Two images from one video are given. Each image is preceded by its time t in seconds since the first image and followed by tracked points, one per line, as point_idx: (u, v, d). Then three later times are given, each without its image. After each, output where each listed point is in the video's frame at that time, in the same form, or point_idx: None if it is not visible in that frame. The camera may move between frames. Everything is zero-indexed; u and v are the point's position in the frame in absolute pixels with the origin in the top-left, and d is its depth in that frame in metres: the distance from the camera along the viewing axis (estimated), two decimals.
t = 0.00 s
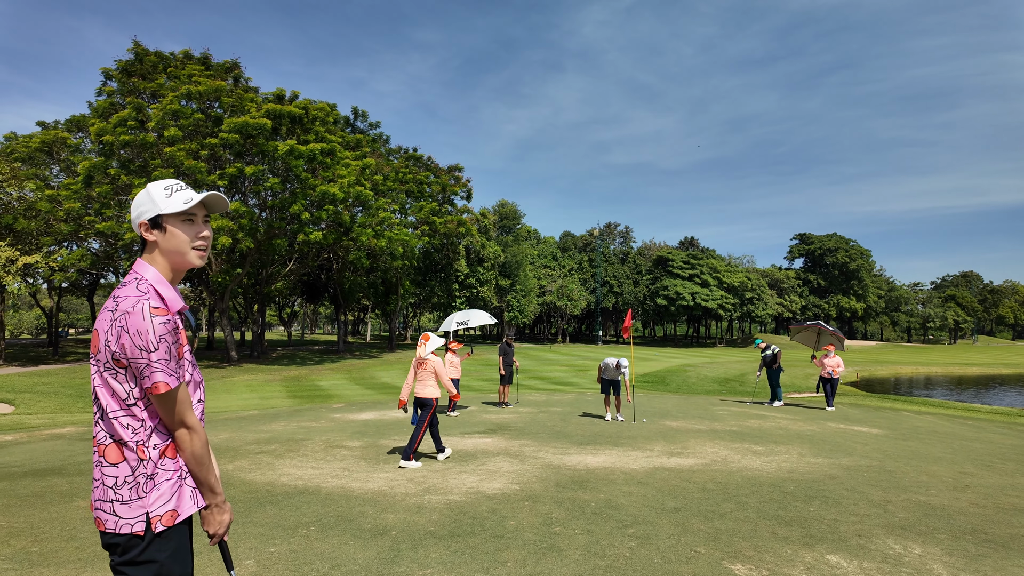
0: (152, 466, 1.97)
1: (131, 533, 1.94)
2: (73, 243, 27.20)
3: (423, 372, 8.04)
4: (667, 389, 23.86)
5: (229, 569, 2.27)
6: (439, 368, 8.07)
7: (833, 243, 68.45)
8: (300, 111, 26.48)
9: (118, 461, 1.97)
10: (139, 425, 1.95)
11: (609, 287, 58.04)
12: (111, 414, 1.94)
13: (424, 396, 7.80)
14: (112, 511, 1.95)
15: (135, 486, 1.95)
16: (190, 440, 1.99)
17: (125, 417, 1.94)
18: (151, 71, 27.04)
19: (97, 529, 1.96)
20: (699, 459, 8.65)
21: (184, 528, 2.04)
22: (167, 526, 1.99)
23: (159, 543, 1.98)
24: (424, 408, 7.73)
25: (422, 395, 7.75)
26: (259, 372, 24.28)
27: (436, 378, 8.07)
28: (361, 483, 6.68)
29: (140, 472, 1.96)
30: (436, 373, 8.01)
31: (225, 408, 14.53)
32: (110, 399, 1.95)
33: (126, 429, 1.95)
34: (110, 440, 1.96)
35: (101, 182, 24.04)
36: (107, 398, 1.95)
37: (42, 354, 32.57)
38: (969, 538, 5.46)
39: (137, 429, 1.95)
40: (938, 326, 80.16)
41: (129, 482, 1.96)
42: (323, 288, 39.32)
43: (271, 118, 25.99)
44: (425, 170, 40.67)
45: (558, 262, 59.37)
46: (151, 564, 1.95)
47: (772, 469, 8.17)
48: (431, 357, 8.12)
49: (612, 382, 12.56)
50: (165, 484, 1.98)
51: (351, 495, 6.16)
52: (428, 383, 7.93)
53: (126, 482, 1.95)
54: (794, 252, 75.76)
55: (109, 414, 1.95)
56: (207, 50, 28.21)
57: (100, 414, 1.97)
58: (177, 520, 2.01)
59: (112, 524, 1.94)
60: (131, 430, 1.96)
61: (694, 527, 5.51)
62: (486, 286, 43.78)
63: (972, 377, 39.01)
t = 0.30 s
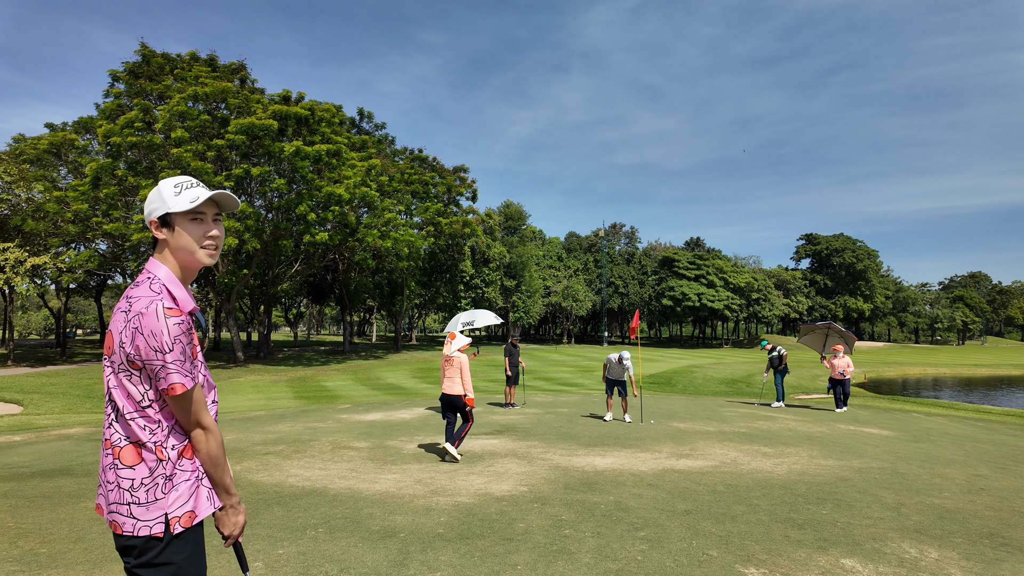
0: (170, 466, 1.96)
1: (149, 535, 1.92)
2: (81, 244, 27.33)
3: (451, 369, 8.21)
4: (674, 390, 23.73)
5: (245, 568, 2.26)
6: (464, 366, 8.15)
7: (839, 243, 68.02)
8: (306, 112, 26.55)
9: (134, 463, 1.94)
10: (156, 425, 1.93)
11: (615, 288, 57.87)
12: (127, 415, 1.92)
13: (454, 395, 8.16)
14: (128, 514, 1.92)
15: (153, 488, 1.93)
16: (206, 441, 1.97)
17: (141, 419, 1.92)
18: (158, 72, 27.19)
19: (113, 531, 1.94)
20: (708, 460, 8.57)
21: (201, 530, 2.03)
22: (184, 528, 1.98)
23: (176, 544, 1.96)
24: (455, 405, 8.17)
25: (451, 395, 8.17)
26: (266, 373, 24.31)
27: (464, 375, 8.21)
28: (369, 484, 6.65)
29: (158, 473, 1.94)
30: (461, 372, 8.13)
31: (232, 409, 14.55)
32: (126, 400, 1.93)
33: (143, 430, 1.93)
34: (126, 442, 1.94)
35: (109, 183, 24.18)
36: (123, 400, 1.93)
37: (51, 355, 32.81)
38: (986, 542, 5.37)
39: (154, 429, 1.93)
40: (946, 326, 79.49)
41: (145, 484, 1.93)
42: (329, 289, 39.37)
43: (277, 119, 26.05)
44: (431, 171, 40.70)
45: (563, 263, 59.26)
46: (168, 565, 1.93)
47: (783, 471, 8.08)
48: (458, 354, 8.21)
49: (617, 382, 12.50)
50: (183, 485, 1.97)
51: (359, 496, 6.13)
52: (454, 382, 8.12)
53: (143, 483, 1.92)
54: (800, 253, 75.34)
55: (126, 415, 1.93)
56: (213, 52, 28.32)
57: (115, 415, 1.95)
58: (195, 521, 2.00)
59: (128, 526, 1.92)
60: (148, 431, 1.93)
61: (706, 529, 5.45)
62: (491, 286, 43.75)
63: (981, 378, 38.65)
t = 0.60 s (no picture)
0: (190, 471, 1.90)
1: (169, 542, 1.87)
2: (90, 244, 27.48)
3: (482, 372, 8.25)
4: (683, 391, 23.58)
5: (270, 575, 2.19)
6: (492, 371, 8.08)
7: (848, 243, 67.52)
8: (314, 113, 26.62)
9: (155, 467, 1.90)
10: (175, 429, 1.87)
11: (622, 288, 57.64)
12: (146, 419, 1.87)
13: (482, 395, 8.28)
14: (148, 520, 1.88)
15: (173, 493, 1.88)
16: (227, 445, 1.90)
17: (160, 423, 1.86)
18: (167, 74, 27.36)
19: (133, 538, 1.89)
20: (722, 462, 8.46)
21: (221, 536, 1.98)
22: (204, 535, 1.92)
23: (195, 552, 1.91)
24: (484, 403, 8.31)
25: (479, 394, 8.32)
26: (274, 373, 24.35)
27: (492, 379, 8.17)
28: (381, 485, 6.60)
29: (178, 478, 1.88)
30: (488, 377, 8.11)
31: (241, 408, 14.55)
32: (144, 404, 1.88)
33: (162, 434, 1.87)
34: (147, 444, 1.89)
35: (118, 183, 24.32)
36: (141, 404, 1.88)
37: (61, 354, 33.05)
38: (1011, 548, 5.26)
39: (174, 433, 1.88)
40: (956, 327, 78.75)
41: (165, 489, 1.88)
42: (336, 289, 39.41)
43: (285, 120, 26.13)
44: (438, 171, 40.73)
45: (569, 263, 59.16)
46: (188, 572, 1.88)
47: (798, 474, 7.96)
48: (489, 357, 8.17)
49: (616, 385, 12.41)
50: (202, 492, 1.92)
51: (372, 498, 6.08)
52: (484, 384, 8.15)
53: (163, 489, 1.87)
54: (809, 253, 74.82)
55: (144, 419, 1.88)
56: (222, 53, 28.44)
57: (136, 418, 1.90)
58: (215, 528, 1.94)
59: (148, 533, 1.88)
60: (168, 435, 1.88)
61: (724, 533, 5.35)
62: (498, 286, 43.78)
63: (993, 379, 38.25)
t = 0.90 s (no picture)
0: (230, 480, 1.86)
1: (209, 552, 1.84)
2: (113, 246, 27.97)
3: (526, 371, 8.75)
4: (702, 392, 23.30)
5: None
6: (539, 367, 8.67)
7: (869, 242, 66.29)
8: (331, 114, 26.83)
9: (195, 475, 1.86)
10: (215, 436, 1.83)
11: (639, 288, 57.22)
12: (186, 425, 1.83)
13: (528, 393, 8.69)
14: (188, 529, 1.84)
15: (213, 502, 1.84)
16: (266, 453, 1.86)
17: (201, 430, 1.82)
18: (187, 77, 27.73)
19: (173, 546, 1.87)
20: (748, 466, 8.30)
21: (261, 545, 1.94)
22: (245, 545, 1.89)
23: (236, 562, 1.88)
24: (529, 403, 8.69)
25: (525, 393, 8.71)
26: (292, 373, 24.56)
27: (539, 376, 8.74)
28: (404, 487, 6.57)
29: (218, 486, 1.85)
30: (536, 373, 8.67)
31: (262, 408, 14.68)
32: (184, 409, 1.84)
33: (202, 440, 1.83)
34: (188, 450, 1.85)
35: (140, 186, 24.73)
36: (181, 410, 1.85)
37: (85, 354, 33.70)
38: None
39: (213, 440, 1.84)
40: (981, 327, 76.91)
41: (205, 498, 1.85)
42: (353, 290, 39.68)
43: (304, 121, 26.38)
44: (453, 172, 40.81)
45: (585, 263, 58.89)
46: None
47: (828, 478, 7.78)
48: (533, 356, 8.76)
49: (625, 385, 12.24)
50: (243, 500, 1.88)
51: (396, 500, 6.06)
52: (530, 383, 8.63)
53: (204, 497, 1.84)
54: (828, 252, 73.61)
55: (184, 425, 1.84)
56: (240, 56, 28.79)
57: (177, 425, 1.87)
58: (255, 538, 1.90)
59: (188, 541, 1.85)
60: (207, 442, 1.84)
61: (755, 539, 5.22)
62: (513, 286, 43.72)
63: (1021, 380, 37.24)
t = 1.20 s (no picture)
0: (270, 484, 1.82)
1: (249, 558, 1.80)
2: (136, 249, 28.46)
3: (567, 374, 8.74)
4: (723, 395, 22.95)
5: None
6: (581, 371, 8.71)
7: (892, 242, 64.95)
8: (349, 117, 27.05)
9: (235, 478, 1.82)
10: (256, 438, 1.79)
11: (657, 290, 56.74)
12: (227, 427, 1.80)
13: (568, 396, 8.66)
14: (228, 534, 1.81)
15: (254, 506, 1.80)
16: (307, 455, 1.82)
17: (242, 431, 1.79)
18: (208, 81, 28.14)
19: (212, 552, 1.83)
20: (776, 470, 8.11)
21: (300, 553, 1.89)
22: (285, 551, 1.84)
23: (276, 569, 1.83)
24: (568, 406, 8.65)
25: (566, 396, 8.66)
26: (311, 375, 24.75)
27: (580, 380, 8.74)
28: (428, 490, 6.53)
29: (258, 490, 1.80)
30: (579, 377, 8.69)
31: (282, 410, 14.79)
32: (224, 410, 1.80)
33: (242, 443, 1.79)
34: (228, 453, 1.81)
35: (162, 190, 25.13)
36: (222, 410, 1.81)
37: (108, 356, 34.35)
38: None
39: (254, 442, 1.79)
40: (1010, 329, 74.81)
41: (246, 501, 1.81)
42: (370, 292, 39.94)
43: (322, 125, 26.64)
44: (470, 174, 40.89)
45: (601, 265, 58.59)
46: None
47: (860, 483, 7.56)
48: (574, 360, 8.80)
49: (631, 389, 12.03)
50: (283, 505, 1.83)
51: (420, 502, 6.02)
52: (570, 386, 8.65)
53: (245, 500, 1.80)
54: (850, 252, 72.30)
55: (224, 426, 1.81)
56: (260, 60, 29.16)
57: (218, 426, 1.83)
58: (296, 544, 1.85)
59: (228, 547, 1.81)
60: (248, 445, 1.80)
61: (789, 546, 5.07)
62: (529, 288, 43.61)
63: None
